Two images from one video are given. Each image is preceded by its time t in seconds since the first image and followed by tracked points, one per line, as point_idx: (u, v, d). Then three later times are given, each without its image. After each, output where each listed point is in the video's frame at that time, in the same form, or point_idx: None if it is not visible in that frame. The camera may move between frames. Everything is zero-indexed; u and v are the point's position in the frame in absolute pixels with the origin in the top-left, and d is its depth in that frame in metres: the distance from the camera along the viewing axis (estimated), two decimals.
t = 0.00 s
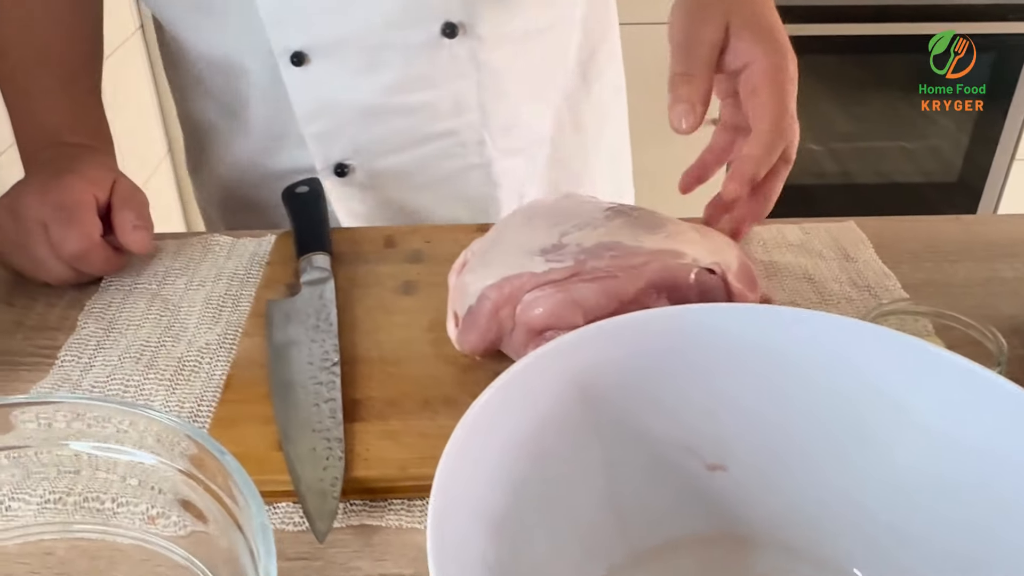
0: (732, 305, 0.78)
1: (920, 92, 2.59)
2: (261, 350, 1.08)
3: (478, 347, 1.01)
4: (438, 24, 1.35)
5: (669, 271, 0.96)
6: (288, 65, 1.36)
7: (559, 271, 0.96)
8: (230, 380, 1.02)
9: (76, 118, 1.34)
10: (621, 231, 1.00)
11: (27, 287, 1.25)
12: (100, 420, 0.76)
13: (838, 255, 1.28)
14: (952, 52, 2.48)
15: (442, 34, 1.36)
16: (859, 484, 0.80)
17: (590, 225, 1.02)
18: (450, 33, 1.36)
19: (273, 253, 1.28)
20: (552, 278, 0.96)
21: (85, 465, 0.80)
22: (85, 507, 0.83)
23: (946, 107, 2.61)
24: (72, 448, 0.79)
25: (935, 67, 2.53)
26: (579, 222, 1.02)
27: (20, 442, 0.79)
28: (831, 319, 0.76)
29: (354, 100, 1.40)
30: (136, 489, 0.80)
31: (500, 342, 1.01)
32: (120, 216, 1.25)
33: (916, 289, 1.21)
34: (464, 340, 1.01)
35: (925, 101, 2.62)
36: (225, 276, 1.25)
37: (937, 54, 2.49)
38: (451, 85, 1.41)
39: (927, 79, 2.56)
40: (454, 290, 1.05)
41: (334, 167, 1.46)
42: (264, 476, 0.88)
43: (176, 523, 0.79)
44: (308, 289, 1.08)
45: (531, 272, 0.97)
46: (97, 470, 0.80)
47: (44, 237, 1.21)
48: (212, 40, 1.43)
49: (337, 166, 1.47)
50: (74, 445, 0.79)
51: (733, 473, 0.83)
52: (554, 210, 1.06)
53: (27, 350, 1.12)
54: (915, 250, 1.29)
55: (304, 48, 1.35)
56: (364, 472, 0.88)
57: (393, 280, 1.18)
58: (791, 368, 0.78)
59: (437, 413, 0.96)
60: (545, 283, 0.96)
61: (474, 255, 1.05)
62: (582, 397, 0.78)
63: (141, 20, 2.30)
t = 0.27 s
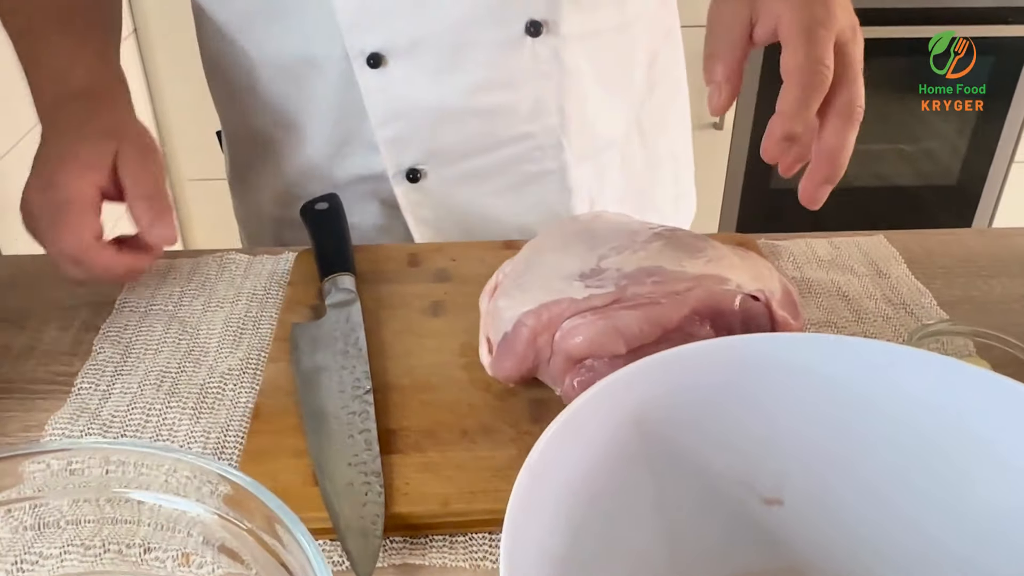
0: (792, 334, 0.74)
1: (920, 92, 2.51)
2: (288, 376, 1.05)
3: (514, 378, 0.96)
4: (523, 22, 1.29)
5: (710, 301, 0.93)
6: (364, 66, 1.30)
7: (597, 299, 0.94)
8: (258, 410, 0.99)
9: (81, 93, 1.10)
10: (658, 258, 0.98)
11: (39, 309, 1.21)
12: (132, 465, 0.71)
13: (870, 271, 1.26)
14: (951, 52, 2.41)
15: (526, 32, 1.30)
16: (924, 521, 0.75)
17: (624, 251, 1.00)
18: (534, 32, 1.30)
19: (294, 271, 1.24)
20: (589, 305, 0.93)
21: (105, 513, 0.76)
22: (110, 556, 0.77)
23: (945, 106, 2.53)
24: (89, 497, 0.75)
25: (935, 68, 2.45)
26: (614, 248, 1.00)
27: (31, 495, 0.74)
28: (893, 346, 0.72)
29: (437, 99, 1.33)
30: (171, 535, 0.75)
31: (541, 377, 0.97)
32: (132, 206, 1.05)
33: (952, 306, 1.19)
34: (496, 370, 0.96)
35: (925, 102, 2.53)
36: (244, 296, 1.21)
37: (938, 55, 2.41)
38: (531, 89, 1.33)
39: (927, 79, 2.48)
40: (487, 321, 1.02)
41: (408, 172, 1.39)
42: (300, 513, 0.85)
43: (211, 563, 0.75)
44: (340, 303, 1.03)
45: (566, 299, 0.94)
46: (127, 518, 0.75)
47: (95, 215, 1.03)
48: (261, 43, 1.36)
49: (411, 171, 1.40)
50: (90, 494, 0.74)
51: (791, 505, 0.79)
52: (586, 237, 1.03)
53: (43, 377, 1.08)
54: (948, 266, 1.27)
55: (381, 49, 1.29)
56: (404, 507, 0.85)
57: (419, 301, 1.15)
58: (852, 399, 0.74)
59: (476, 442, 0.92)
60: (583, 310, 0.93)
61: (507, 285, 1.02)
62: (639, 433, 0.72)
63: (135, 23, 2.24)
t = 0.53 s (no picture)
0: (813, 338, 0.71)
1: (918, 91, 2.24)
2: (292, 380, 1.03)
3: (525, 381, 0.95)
4: (640, 61, 1.32)
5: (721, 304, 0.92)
6: (473, 71, 1.32)
7: (614, 299, 0.93)
8: (263, 415, 0.97)
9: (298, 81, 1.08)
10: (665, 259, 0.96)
11: (33, 311, 1.18)
12: (136, 478, 0.70)
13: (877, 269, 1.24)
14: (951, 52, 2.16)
15: (641, 72, 1.33)
16: (948, 529, 0.72)
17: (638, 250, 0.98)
18: (650, 72, 1.32)
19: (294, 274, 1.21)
20: (603, 307, 0.92)
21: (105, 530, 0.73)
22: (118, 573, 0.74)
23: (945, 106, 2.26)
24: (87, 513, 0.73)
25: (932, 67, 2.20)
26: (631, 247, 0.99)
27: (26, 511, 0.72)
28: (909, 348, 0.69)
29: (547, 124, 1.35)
30: (177, 549, 0.74)
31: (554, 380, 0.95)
32: (222, 190, 1.08)
33: (961, 304, 1.18)
34: (507, 372, 0.95)
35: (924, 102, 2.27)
36: (244, 297, 1.19)
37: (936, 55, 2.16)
38: (637, 124, 1.37)
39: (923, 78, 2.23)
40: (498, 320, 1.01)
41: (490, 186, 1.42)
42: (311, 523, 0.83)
43: None
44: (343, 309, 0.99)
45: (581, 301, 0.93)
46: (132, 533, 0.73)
47: (269, 187, 1.04)
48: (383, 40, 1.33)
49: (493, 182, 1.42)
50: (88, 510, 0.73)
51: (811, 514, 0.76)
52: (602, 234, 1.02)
53: (39, 382, 1.06)
54: (954, 263, 1.26)
55: (493, 57, 1.30)
56: (416, 516, 0.83)
57: (424, 302, 1.13)
58: (873, 404, 0.71)
59: (488, 448, 0.91)
60: (597, 313, 0.92)
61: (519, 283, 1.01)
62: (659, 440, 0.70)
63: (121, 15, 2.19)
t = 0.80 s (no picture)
0: (808, 320, 0.69)
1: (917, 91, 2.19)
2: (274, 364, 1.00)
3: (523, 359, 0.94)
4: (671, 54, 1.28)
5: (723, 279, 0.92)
6: (500, 51, 1.26)
7: (620, 274, 0.92)
8: (244, 400, 0.94)
9: (264, 86, 1.10)
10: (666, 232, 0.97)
11: (8, 294, 1.15)
12: (112, 466, 0.67)
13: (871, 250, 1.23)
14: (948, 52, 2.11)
15: (672, 64, 1.29)
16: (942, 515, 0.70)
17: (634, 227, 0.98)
18: (680, 64, 1.28)
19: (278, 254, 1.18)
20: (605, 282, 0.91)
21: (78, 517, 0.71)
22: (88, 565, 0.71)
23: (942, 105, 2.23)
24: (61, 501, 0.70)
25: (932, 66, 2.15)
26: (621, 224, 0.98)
27: None
28: (904, 329, 0.68)
29: (565, 107, 1.30)
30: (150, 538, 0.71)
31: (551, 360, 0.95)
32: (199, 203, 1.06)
33: (955, 286, 1.16)
34: (502, 351, 0.94)
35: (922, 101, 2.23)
36: (225, 281, 1.16)
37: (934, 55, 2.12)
38: (663, 112, 1.32)
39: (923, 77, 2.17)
40: (486, 298, 1.00)
41: (510, 160, 1.37)
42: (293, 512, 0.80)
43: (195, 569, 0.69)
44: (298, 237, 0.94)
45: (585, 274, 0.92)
46: (95, 522, 0.71)
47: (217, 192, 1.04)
48: (399, 31, 1.33)
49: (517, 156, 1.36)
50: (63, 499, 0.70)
51: (803, 503, 0.74)
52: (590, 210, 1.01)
53: (14, 367, 1.03)
54: (949, 245, 1.24)
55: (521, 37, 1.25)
56: (401, 503, 0.81)
57: (410, 284, 1.10)
58: (868, 387, 0.69)
59: (475, 433, 0.88)
60: (601, 287, 0.91)
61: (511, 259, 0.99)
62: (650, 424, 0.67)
63: None
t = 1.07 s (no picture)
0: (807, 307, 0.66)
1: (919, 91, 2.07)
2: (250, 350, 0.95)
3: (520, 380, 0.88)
4: (616, 24, 1.19)
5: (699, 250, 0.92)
6: (436, 34, 1.17)
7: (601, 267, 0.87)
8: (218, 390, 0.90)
9: None
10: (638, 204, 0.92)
11: None
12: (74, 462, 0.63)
13: (871, 235, 1.19)
14: (950, 52, 2.03)
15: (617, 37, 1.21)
16: (948, 517, 0.66)
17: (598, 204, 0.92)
18: (626, 35, 1.20)
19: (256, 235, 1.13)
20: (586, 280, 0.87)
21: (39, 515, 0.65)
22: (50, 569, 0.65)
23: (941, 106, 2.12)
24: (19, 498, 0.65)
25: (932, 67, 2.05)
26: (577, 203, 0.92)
27: None
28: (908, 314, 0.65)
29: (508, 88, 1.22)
30: (112, 541, 0.66)
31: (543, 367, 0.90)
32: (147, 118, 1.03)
33: (959, 272, 1.12)
34: (491, 374, 0.87)
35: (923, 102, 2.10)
36: (201, 264, 1.11)
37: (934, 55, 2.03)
38: (606, 92, 1.25)
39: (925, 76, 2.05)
40: (457, 317, 0.92)
41: (451, 156, 1.27)
42: (267, 509, 0.76)
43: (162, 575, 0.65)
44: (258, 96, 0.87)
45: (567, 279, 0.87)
46: (50, 523, 0.66)
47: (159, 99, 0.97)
48: None
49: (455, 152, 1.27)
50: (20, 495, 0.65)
51: (802, 503, 0.69)
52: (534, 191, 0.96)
53: None
54: (952, 229, 1.20)
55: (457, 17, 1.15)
56: (381, 499, 0.76)
57: (393, 269, 1.06)
58: (871, 376, 0.66)
59: (461, 425, 0.84)
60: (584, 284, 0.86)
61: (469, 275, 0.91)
62: (642, 416, 0.63)
63: None
